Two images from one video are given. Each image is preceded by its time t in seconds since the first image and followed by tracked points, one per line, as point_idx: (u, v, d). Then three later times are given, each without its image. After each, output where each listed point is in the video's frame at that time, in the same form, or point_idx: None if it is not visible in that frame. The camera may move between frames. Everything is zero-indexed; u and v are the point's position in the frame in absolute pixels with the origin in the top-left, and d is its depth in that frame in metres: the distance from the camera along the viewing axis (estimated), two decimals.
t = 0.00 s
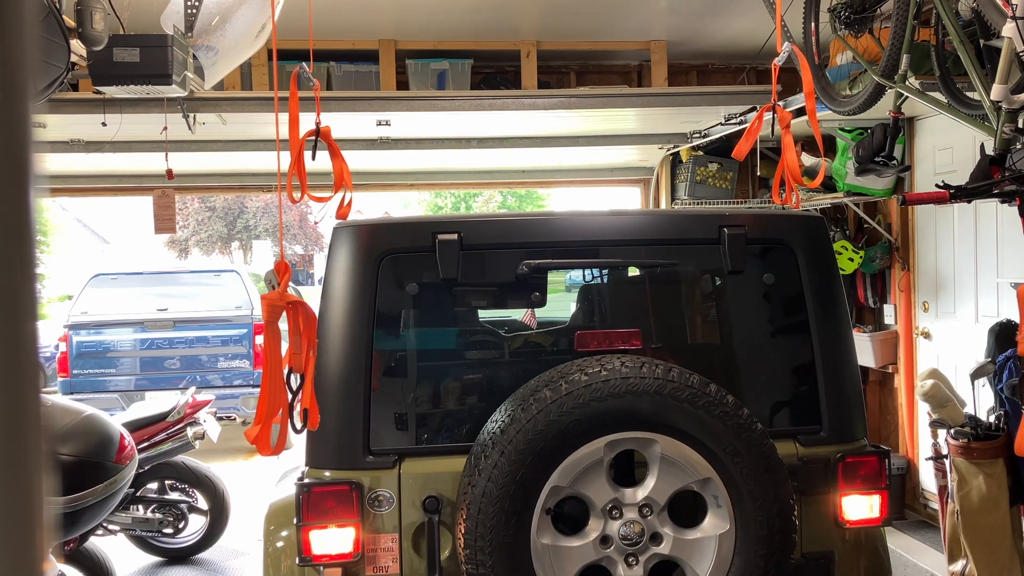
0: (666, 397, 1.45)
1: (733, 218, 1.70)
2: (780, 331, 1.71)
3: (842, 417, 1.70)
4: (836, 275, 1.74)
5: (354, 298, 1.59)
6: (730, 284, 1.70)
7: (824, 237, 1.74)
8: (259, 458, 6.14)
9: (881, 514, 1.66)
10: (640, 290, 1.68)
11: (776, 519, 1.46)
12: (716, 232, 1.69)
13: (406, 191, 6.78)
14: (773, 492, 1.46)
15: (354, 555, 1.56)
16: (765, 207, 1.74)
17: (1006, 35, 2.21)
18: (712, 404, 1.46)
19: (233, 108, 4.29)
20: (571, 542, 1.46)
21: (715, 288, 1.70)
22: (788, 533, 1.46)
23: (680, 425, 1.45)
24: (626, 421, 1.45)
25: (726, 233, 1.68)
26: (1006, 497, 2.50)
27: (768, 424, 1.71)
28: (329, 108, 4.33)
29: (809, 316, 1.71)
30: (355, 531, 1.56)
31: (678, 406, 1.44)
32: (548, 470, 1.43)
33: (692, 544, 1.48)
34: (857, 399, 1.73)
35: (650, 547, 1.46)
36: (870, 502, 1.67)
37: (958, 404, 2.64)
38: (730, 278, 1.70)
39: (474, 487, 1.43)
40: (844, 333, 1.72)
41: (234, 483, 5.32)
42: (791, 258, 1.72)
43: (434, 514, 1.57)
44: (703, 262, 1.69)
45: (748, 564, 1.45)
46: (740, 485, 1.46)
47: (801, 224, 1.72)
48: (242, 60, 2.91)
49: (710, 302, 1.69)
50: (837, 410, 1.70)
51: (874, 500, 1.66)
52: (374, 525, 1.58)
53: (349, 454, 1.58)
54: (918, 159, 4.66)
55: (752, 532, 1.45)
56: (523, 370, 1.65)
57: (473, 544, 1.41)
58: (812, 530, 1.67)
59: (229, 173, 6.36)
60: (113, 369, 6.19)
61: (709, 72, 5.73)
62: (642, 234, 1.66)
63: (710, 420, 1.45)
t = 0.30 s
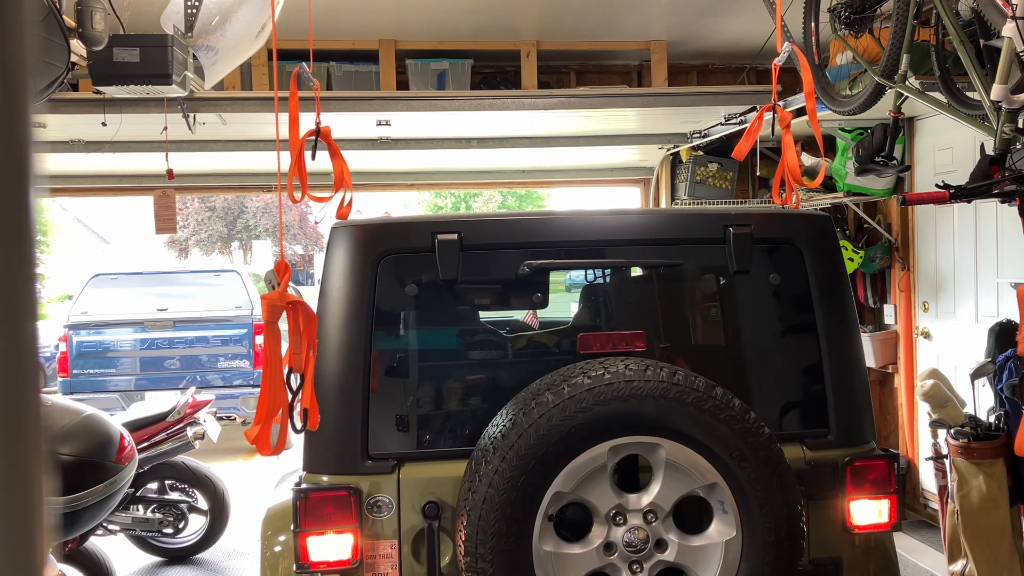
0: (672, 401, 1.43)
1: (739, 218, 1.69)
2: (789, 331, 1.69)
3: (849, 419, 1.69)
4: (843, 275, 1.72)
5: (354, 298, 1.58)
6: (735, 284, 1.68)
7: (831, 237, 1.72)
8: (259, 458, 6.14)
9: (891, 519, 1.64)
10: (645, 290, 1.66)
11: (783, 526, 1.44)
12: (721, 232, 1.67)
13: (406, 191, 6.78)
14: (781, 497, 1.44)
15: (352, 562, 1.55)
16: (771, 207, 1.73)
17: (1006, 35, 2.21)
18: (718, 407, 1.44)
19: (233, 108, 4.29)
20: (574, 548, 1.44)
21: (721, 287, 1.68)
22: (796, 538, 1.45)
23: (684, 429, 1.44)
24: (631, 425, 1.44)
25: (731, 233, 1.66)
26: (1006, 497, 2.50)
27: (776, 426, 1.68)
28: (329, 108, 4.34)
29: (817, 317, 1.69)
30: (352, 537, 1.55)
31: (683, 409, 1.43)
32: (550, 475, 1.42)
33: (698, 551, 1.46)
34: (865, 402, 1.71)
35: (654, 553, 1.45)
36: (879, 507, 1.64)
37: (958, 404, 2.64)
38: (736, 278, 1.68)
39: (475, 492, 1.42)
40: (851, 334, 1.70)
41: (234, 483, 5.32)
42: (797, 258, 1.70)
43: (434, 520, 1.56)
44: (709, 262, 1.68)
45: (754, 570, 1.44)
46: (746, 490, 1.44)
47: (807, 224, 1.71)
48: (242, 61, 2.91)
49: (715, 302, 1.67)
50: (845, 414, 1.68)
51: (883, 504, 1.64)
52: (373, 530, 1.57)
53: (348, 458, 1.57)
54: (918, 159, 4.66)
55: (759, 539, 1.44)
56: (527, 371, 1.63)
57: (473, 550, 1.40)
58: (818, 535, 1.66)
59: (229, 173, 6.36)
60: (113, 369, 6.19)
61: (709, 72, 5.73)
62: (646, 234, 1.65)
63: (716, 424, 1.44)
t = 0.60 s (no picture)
0: (678, 405, 1.37)
1: (747, 216, 1.61)
2: (801, 330, 1.62)
3: (863, 426, 1.61)
4: (854, 274, 1.65)
5: (349, 300, 1.51)
6: (743, 285, 1.61)
7: (842, 236, 1.65)
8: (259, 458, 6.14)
9: (903, 527, 1.57)
10: (650, 290, 1.59)
11: (793, 533, 1.38)
12: (728, 230, 1.60)
13: (407, 191, 6.79)
14: (791, 505, 1.38)
15: (350, 569, 1.49)
16: (781, 205, 1.65)
17: (1006, 35, 2.21)
18: (727, 412, 1.38)
19: (233, 108, 4.29)
20: (578, 557, 1.38)
21: (728, 287, 1.61)
22: (806, 547, 1.39)
23: (693, 434, 1.38)
24: (636, 430, 1.38)
25: (738, 232, 1.59)
26: (1006, 496, 2.50)
27: (787, 431, 1.61)
28: (329, 108, 4.34)
29: (827, 318, 1.62)
30: (351, 544, 1.49)
31: (691, 414, 1.37)
32: (553, 482, 1.36)
33: (705, 559, 1.40)
34: (879, 406, 1.64)
35: (661, 562, 1.39)
36: (891, 513, 1.57)
37: (958, 404, 2.63)
38: (744, 279, 1.61)
39: (476, 499, 1.36)
40: (864, 336, 1.63)
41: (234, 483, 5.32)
42: (807, 258, 1.63)
43: (434, 527, 1.49)
44: (717, 262, 1.60)
45: None
46: (756, 497, 1.38)
47: (818, 221, 1.63)
48: (242, 61, 2.89)
49: (723, 303, 1.60)
50: (857, 418, 1.61)
51: (894, 511, 1.57)
52: (371, 537, 1.51)
53: (345, 464, 1.50)
54: (918, 159, 4.66)
55: (768, 547, 1.38)
56: (533, 371, 1.56)
57: (475, 560, 1.35)
58: (828, 544, 1.59)
59: (229, 174, 6.37)
60: (113, 369, 6.19)
61: (709, 72, 5.73)
62: (651, 234, 1.57)
63: (725, 428, 1.38)
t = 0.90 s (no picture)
0: (685, 409, 1.34)
1: (754, 216, 1.58)
2: (813, 329, 1.57)
3: (874, 430, 1.57)
4: (864, 274, 1.61)
5: (345, 302, 1.48)
6: (751, 285, 1.57)
7: (852, 235, 1.61)
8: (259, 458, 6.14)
9: (914, 533, 1.53)
10: (657, 289, 1.55)
11: (803, 541, 1.36)
12: (735, 230, 1.56)
13: (407, 191, 6.79)
14: (801, 512, 1.36)
15: None
16: (789, 205, 1.62)
17: (1006, 35, 2.21)
18: (735, 417, 1.36)
19: (233, 107, 4.29)
20: (581, 565, 1.36)
21: (734, 287, 1.57)
22: (816, 555, 1.36)
23: (699, 439, 1.35)
24: (641, 435, 1.35)
25: (745, 231, 1.55)
26: (1006, 496, 2.50)
27: (797, 434, 1.56)
28: (328, 108, 4.34)
29: (838, 318, 1.57)
30: (350, 551, 1.45)
31: (698, 419, 1.34)
32: (557, 488, 1.33)
33: (711, 567, 1.38)
34: (890, 410, 1.59)
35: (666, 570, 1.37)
36: (901, 519, 1.54)
37: (958, 404, 2.63)
38: (751, 279, 1.57)
39: (478, 506, 1.33)
40: (875, 339, 1.59)
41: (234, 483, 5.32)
42: (816, 258, 1.58)
43: (434, 534, 1.46)
44: (723, 262, 1.57)
45: None
46: (764, 504, 1.36)
47: (828, 221, 1.59)
48: (242, 60, 2.88)
49: (729, 303, 1.56)
50: (867, 421, 1.56)
51: (905, 516, 1.53)
52: (371, 543, 1.47)
53: (340, 470, 1.46)
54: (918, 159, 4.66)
55: (777, 555, 1.35)
56: (537, 372, 1.52)
57: (476, 567, 1.32)
58: (838, 550, 1.55)
59: (229, 174, 6.37)
60: (113, 369, 6.19)
61: (709, 71, 5.73)
62: (657, 233, 1.54)
63: (732, 433, 1.35)
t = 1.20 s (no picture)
0: (688, 411, 1.34)
1: (757, 215, 1.58)
2: (819, 329, 1.57)
3: (878, 431, 1.56)
4: (869, 274, 1.60)
5: (346, 303, 1.48)
6: (754, 286, 1.56)
7: (857, 235, 1.60)
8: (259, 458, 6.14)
9: (919, 535, 1.53)
10: (660, 290, 1.54)
11: (807, 544, 1.35)
12: (738, 229, 1.56)
13: (407, 191, 6.79)
14: (805, 514, 1.34)
15: None
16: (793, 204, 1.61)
17: (1006, 35, 2.21)
18: (738, 418, 1.35)
19: (233, 107, 4.29)
20: (583, 568, 1.35)
21: (738, 286, 1.56)
22: (821, 558, 1.35)
23: (702, 442, 1.34)
24: (644, 437, 1.34)
25: (749, 231, 1.55)
26: (1006, 496, 2.50)
27: (801, 435, 1.56)
28: (329, 107, 4.34)
29: (843, 318, 1.57)
30: (349, 555, 1.45)
31: (701, 421, 1.33)
32: (557, 491, 1.32)
33: (715, 571, 1.37)
34: (895, 411, 1.58)
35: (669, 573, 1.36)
36: (906, 521, 1.54)
37: (958, 404, 2.63)
38: (755, 279, 1.56)
39: (478, 509, 1.32)
40: (880, 339, 1.58)
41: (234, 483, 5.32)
42: (819, 258, 1.58)
43: (434, 537, 1.46)
44: (726, 261, 1.56)
45: None
46: (769, 508, 1.34)
47: (831, 220, 1.58)
48: (242, 60, 2.87)
49: (732, 303, 1.55)
50: (872, 423, 1.56)
51: (910, 519, 1.53)
52: (371, 546, 1.47)
53: (340, 473, 1.46)
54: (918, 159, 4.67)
55: (781, 558, 1.34)
56: (539, 372, 1.52)
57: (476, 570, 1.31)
58: (842, 554, 1.54)
59: (229, 174, 6.37)
60: (113, 369, 6.19)
61: (709, 71, 5.73)
62: (659, 233, 1.53)
63: (736, 436, 1.34)
